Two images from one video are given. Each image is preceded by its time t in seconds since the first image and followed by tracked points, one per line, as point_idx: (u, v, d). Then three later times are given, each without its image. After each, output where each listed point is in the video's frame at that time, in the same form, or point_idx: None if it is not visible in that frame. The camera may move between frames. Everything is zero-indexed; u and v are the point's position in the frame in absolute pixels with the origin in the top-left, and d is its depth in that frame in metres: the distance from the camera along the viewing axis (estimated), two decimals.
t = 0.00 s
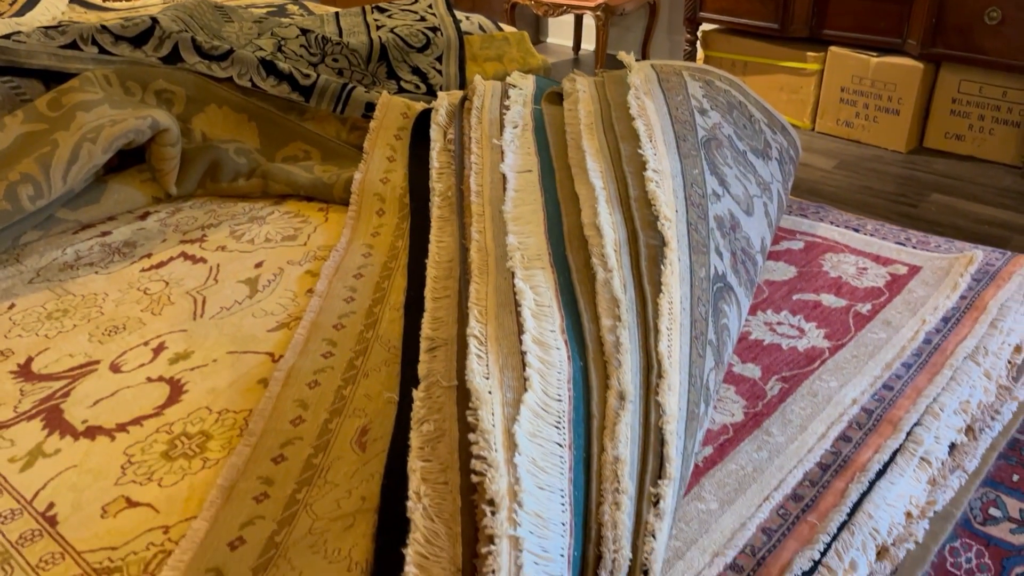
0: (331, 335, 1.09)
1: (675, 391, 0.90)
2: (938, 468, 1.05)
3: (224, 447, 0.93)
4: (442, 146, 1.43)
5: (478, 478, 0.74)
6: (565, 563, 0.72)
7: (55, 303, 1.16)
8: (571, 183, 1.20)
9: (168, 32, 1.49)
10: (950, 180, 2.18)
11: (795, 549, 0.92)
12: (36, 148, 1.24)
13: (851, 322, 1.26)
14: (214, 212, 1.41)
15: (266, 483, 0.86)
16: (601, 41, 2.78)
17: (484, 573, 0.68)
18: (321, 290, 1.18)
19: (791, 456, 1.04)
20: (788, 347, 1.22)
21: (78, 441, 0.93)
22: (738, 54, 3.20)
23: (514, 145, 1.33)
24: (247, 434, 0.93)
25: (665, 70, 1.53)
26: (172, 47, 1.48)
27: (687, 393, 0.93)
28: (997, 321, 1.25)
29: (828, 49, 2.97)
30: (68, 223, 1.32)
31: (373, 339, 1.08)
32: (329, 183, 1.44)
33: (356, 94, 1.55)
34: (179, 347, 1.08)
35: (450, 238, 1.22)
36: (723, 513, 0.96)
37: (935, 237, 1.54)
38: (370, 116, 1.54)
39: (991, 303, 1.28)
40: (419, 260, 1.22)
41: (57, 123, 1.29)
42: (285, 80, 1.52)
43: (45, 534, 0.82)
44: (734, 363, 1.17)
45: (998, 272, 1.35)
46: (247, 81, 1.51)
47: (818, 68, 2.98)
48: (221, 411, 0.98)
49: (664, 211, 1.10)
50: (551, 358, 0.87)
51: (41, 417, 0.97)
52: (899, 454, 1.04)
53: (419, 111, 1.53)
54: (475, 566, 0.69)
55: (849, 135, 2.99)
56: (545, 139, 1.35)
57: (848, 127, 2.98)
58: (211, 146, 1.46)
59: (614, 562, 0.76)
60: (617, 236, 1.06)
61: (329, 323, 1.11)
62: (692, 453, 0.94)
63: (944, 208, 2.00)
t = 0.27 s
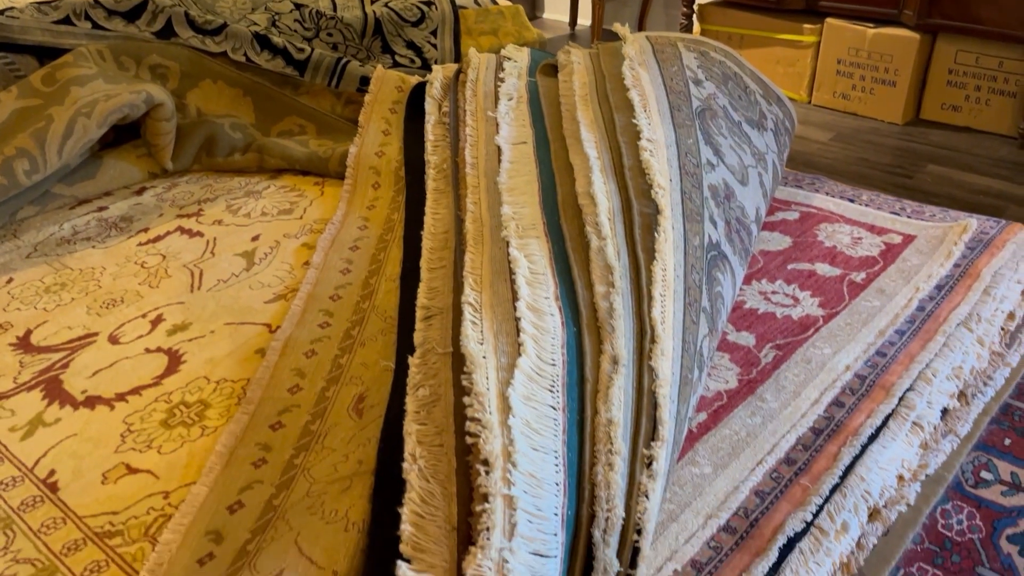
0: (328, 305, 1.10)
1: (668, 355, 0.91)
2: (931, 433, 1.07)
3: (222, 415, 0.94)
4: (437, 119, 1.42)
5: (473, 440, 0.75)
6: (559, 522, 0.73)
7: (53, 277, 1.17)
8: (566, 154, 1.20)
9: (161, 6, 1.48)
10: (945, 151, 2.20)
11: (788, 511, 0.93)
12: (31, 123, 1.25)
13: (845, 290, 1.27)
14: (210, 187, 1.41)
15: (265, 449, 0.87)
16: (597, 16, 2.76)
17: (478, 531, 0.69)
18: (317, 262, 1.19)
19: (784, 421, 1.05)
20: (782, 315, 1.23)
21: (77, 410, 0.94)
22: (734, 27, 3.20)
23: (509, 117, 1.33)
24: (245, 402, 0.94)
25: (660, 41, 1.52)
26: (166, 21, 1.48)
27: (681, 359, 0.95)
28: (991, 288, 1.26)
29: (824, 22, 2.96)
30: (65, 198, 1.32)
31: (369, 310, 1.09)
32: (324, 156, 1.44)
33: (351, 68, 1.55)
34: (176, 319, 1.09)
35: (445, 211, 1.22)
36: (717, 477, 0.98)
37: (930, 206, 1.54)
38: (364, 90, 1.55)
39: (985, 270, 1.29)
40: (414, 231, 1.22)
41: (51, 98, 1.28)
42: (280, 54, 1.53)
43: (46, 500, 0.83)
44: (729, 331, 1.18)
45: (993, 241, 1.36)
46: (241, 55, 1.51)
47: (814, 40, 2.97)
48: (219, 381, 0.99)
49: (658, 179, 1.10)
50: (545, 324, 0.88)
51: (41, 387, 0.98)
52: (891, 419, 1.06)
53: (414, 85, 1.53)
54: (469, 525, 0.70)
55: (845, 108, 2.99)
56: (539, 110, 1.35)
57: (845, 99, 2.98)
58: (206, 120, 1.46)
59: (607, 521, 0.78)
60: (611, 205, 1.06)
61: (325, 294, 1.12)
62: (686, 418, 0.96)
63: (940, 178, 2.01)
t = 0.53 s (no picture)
0: (322, 276, 1.10)
1: (659, 320, 0.92)
2: (921, 396, 1.08)
3: (217, 383, 0.94)
4: (430, 90, 1.41)
5: (465, 402, 0.75)
6: (551, 482, 0.74)
7: (47, 250, 1.17)
8: (559, 123, 1.19)
9: None
10: (941, 120, 2.19)
11: (779, 474, 0.95)
12: (22, 97, 1.24)
13: (838, 257, 1.27)
14: (204, 160, 1.41)
15: (260, 416, 0.88)
16: None
17: (470, 490, 0.70)
18: (311, 234, 1.19)
19: (776, 386, 1.05)
20: (775, 283, 1.23)
21: (73, 380, 0.95)
22: None
23: (502, 87, 1.32)
24: (240, 370, 0.94)
25: (654, 10, 1.52)
26: None
27: (672, 324, 0.95)
28: (983, 254, 1.27)
29: None
30: (58, 172, 1.32)
31: (362, 280, 1.09)
32: (318, 129, 1.44)
33: (343, 40, 1.53)
34: (171, 290, 1.09)
35: (439, 181, 1.21)
36: (709, 441, 0.98)
37: (924, 174, 1.54)
38: (357, 62, 1.53)
39: (977, 236, 1.29)
40: (407, 202, 1.22)
41: (42, 72, 1.28)
42: (271, 26, 1.51)
43: (44, 468, 0.83)
44: (722, 298, 1.19)
45: (986, 207, 1.36)
46: (233, 28, 1.50)
47: (809, 11, 2.98)
48: (214, 350, 0.99)
49: (650, 146, 1.10)
50: (537, 289, 0.88)
51: (37, 359, 0.98)
52: (882, 383, 1.07)
53: (407, 56, 1.52)
54: (461, 485, 0.71)
55: (841, 78, 2.97)
56: (532, 80, 1.33)
57: (840, 69, 2.96)
58: (198, 94, 1.46)
59: (599, 481, 0.79)
60: (603, 172, 1.06)
61: (319, 265, 1.12)
62: (677, 382, 0.96)
63: (936, 146, 2.01)
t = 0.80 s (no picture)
0: (315, 248, 1.10)
1: (651, 288, 0.92)
2: (914, 363, 1.09)
3: (212, 354, 0.95)
4: (422, 62, 1.40)
5: (457, 368, 0.76)
6: (543, 446, 0.75)
7: (40, 225, 1.17)
8: (552, 95, 1.18)
9: None
10: (937, 91, 2.19)
11: (772, 439, 0.95)
12: (12, 71, 1.23)
13: (832, 227, 1.27)
14: (196, 134, 1.40)
15: (255, 385, 0.88)
16: None
17: (462, 454, 0.70)
18: (304, 207, 1.19)
19: (769, 353, 1.06)
20: (769, 253, 1.23)
21: (68, 352, 0.95)
22: None
23: (495, 59, 1.30)
24: (234, 341, 0.94)
25: None
26: None
27: (665, 292, 0.96)
28: (976, 223, 1.27)
29: None
30: (50, 147, 1.32)
31: (356, 252, 1.09)
32: (310, 102, 1.43)
33: (335, 14, 1.52)
34: (165, 264, 1.09)
35: (431, 153, 1.20)
36: (702, 408, 0.99)
37: (919, 144, 1.54)
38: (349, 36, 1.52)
39: (971, 205, 1.30)
40: (400, 174, 1.21)
41: (31, 46, 1.27)
42: None
43: (39, 438, 0.84)
44: (715, 268, 1.19)
45: (979, 176, 1.37)
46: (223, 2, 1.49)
47: None
48: (208, 321, 0.99)
49: (643, 115, 1.09)
50: (529, 258, 0.88)
51: (31, 332, 0.98)
52: (875, 350, 1.07)
53: (399, 29, 1.51)
54: (454, 449, 0.71)
55: (837, 50, 2.96)
56: (525, 51, 1.32)
57: (836, 41, 2.95)
58: (189, 68, 1.45)
59: (591, 445, 0.79)
60: (596, 141, 1.05)
61: (312, 237, 1.12)
62: (670, 350, 0.97)
63: (931, 118, 2.00)
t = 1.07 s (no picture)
0: (308, 223, 1.10)
1: (645, 259, 0.92)
2: (907, 333, 1.10)
3: (205, 328, 0.94)
4: (415, 37, 1.39)
5: (450, 338, 0.75)
6: (536, 415, 0.75)
7: (33, 202, 1.17)
8: (545, 68, 1.17)
9: None
10: (934, 64, 2.18)
11: (765, 409, 0.95)
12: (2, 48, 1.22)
13: (827, 199, 1.27)
14: (189, 111, 1.40)
15: (249, 358, 0.88)
16: None
17: (455, 422, 0.70)
18: (297, 182, 1.19)
19: (763, 324, 1.06)
20: (764, 226, 1.23)
21: (62, 327, 0.95)
22: None
23: (488, 32, 1.28)
24: (228, 315, 0.94)
25: None
26: None
27: (658, 263, 0.96)
28: (971, 195, 1.27)
29: None
30: (42, 125, 1.31)
31: (349, 227, 1.09)
32: (303, 78, 1.43)
33: None
34: (158, 240, 1.09)
35: (425, 127, 1.19)
36: (696, 379, 0.99)
37: (914, 116, 1.54)
38: (342, 10, 1.60)
39: (966, 176, 1.30)
40: (393, 148, 1.21)
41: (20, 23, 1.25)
42: None
43: (35, 412, 0.84)
44: (710, 241, 1.19)
45: (975, 147, 1.36)
46: None
47: None
48: (202, 297, 0.99)
49: (636, 87, 1.08)
50: (522, 230, 0.87)
51: (25, 308, 0.98)
52: (869, 321, 1.08)
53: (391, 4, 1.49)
54: (447, 418, 0.72)
55: (832, 24, 2.95)
56: (518, 25, 1.30)
57: (832, 15, 2.94)
58: (181, 45, 1.44)
59: (584, 413, 0.80)
60: (589, 113, 1.04)
61: (306, 212, 1.12)
62: (663, 321, 0.97)
63: (927, 90, 2.00)
